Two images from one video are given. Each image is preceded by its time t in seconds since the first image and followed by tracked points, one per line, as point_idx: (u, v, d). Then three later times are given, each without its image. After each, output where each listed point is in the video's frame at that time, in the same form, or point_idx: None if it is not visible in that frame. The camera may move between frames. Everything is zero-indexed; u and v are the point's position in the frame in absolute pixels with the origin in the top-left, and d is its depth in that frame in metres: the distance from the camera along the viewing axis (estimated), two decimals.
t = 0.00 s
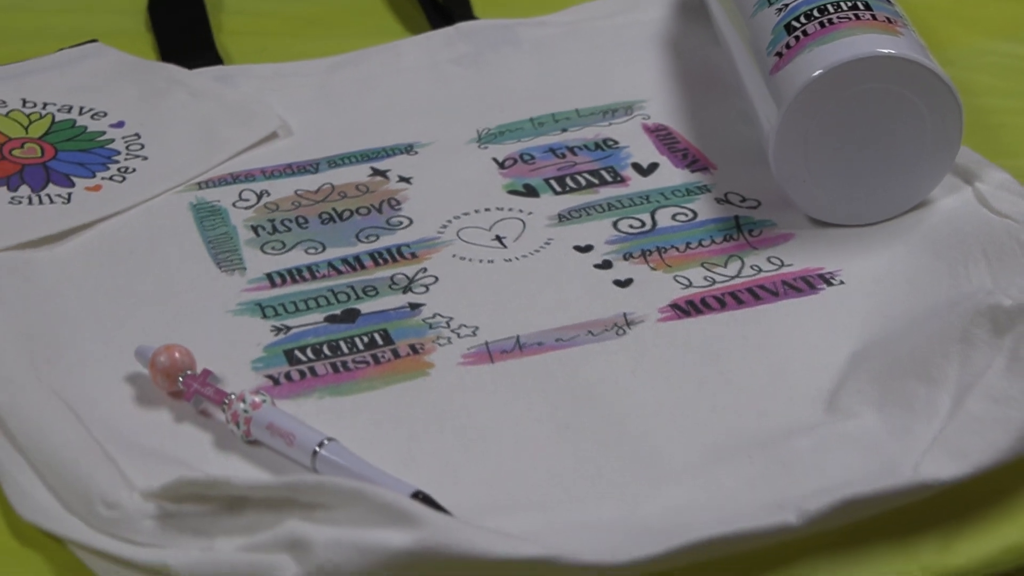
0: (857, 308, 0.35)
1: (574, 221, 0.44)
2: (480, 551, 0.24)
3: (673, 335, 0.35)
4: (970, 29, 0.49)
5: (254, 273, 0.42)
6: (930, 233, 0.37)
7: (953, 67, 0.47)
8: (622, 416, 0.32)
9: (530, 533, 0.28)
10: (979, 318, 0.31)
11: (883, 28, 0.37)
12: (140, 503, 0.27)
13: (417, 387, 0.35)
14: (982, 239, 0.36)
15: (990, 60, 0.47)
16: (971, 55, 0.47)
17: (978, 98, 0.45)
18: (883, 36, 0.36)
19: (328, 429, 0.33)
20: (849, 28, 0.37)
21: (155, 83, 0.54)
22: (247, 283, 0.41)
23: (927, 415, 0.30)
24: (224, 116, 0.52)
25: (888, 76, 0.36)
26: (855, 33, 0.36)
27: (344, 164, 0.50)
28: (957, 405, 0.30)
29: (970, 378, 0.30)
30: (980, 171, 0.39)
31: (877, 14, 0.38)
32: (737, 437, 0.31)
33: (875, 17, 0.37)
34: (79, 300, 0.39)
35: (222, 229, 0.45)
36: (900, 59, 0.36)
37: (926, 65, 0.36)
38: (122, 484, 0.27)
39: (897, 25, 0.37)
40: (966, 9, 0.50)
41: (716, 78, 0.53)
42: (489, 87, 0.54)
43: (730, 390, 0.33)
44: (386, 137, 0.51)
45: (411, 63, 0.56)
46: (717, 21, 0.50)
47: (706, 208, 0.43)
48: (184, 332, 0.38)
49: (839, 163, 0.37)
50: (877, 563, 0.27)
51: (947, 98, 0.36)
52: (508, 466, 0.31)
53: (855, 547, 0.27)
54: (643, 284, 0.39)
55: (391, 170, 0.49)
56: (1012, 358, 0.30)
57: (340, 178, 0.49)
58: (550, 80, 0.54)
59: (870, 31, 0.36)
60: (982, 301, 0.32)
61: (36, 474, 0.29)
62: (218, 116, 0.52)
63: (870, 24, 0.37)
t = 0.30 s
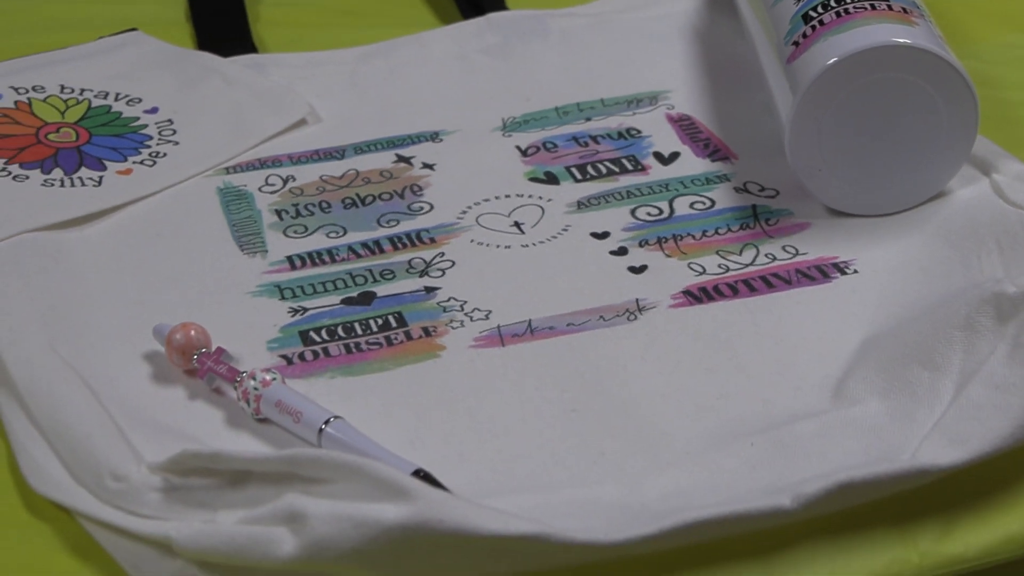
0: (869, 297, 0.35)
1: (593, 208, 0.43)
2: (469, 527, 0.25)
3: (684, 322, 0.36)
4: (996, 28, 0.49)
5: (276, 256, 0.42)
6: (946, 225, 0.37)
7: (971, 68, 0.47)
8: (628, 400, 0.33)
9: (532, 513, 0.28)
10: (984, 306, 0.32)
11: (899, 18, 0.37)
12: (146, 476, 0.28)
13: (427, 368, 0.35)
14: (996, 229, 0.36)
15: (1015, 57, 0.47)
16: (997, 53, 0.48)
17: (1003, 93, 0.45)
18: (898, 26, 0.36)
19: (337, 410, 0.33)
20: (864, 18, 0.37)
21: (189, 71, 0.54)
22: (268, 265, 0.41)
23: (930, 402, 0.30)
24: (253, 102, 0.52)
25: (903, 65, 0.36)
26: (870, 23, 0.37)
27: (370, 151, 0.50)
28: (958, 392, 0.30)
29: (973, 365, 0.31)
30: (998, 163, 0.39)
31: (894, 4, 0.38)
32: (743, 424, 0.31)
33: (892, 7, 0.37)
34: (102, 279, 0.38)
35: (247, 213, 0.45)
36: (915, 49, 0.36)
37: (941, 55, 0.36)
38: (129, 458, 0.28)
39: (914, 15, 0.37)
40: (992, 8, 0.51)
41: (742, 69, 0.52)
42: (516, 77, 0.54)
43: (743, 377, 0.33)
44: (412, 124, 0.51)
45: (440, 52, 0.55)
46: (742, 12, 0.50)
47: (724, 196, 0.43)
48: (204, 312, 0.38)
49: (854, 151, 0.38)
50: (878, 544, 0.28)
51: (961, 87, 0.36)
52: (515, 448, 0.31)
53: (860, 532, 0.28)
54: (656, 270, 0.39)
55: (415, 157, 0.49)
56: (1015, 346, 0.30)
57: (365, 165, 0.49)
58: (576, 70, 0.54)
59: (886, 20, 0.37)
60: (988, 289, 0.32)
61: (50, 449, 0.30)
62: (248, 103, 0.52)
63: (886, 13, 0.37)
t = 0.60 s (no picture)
0: (893, 300, 0.35)
1: (618, 204, 0.43)
2: (467, 523, 0.25)
3: (703, 322, 0.35)
4: None
5: (298, 249, 0.41)
6: (973, 228, 0.37)
7: (1000, 69, 0.46)
8: (640, 401, 0.32)
9: (533, 510, 0.28)
10: (1004, 308, 0.31)
11: (923, 17, 0.37)
12: (152, 466, 0.28)
13: (440, 364, 0.35)
14: None
15: None
16: None
17: None
18: (922, 24, 0.37)
19: (348, 405, 0.33)
20: (889, 15, 0.37)
21: (226, 66, 0.51)
22: (290, 258, 0.40)
23: (948, 407, 0.30)
24: (287, 98, 0.50)
25: (926, 63, 0.37)
26: (895, 21, 0.37)
27: (399, 146, 0.48)
28: (976, 395, 0.30)
29: (992, 367, 0.31)
30: None
31: (919, 3, 0.38)
32: (752, 422, 0.31)
33: (917, 5, 0.38)
34: (126, 268, 0.39)
35: (272, 206, 0.44)
36: (938, 47, 0.36)
37: (965, 53, 0.36)
38: (138, 448, 0.29)
39: (939, 14, 0.38)
40: None
41: (773, 69, 0.51)
42: (548, 74, 0.52)
43: (758, 377, 0.33)
44: (441, 121, 0.50)
45: (473, 48, 0.54)
46: (773, 10, 0.49)
47: (749, 195, 0.42)
48: (223, 304, 0.38)
49: (878, 149, 0.38)
50: (887, 553, 0.28)
51: (986, 88, 0.37)
52: (524, 445, 0.31)
53: (869, 535, 0.28)
54: (677, 268, 0.38)
55: (443, 152, 0.47)
56: None
57: (391, 160, 0.47)
58: (607, 67, 0.52)
59: (909, 19, 0.37)
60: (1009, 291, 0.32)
61: (62, 436, 0.30)
62: (280, 96, 0.50)
63: (911, 12, 0.37)
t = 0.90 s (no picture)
0: (925, 311, 0.35)
1: (647, 210, 0.42)
2: (472, 535, 0.24)
3: (728, 330, 0.35)
4: None
5: (323, 251, 0.40)
6: (1012, 237, 0.36)
7: None
8: (656, 412, 0.32)
9: (545, 523, 0.28)
10: None
11: (962, 20, 0.36)
12: (158, 468, 0.28)
13: (458, 371, 0.34)
14: None
15: None
16: None
17: None
18: (962, 28, 0.36)
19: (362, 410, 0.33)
20: (927, 19, 0.36)
21: (260, 66, 0.51)
22: (313, 259, 0.40)
23: (977, 422, 0.29)
24: (320, 99, 0.49)
25: (964, 67, 0.35)
26: (933, 25, 0.36)
27: (429, 148, 0.47)
28: (1008, 413, 0.29)
29: None
30: None
31: (959, 6, 0.37)
32: (772, 436, 0.31)
33: (957, 8, 0.36)
34: (150, 267, 0.39)
35: (299, 207, 0.43)
36: (977, 51, 0.35)
37: (1004, 57, 0.35)
38: (145, 449, 0.29)
39: (980, 17, 0.36)
40: None
41: (813, 74, 0.50)
42: (582, 78, 0.51)
43: (783, 387, 0.32)
44: (472, 124, 0.49)
45: (509, 51, 0.53)
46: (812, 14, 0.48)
47: (782, 202, 0.41)
48: (243, 306, 0.37)
49: (914, 155, 0.37)
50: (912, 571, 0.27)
51: None
52: (538, 454, 0.31)
53: (882, 553, 0.27)
54: (705, 275, 0.37)
55: (473, 155, 0.46)
56: None
57: (421, 162, 0.46)
58: (643, 71, 0.51)
59: (948, 22, 0.36)
60: None
61: (71, 434, 0.30)
62: (315, 99, 0.49)
63: (950, 15, 0.36)
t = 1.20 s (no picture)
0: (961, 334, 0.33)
1: (680, 223, 0.40)
2: (478, 558, 0.23)
3: (759, 350, 0.33)
4: None
5: (346, 259, 0.40)
6: None
7: None
8: (679, 433, 0.30)
9: (558, 547, 0.26)
10: None
11: (1009, 29, 0.34)
12: (162, 481, 0.28)
13: (478, 386, 0.33)
14: None
15: None
16: None
17: None
18: (1008, 37, 0.34)
19: (377, 424, 0.32)
20: (973, 27, 0.34)
21: (292, 72, 0.51)
22: (336, 268, 0.39)
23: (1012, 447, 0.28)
24: (350, 105, 0.49)
25: (1010, 78, 0.34)
26: (979, 33, 0.34)
27: (460, 156, 0.46)
28: None
29: None
30: None
31: (1006, 15, 0.35)
32: (800, 461, 0.29)
33: (1003, 17, 0.35)
34: (170, 272, 0.38)
35: (325, 214, 0.42)
36: None
37: None
38: (150, 461, 0.28)
39: None
40: None
41: (856, 85, 0.48)
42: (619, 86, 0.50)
43: (813, 411, 0.31)
44: (503, 131, 0.48)
45: (544, 58, 0.52)
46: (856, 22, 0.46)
47: (820, 217, 0.40)
48: (262, 314, 0.37)
49: (956, 169, 0.36)
50: None
51: None
52: (554, 473, 0.30)
53: None
54: (737, 291, 0.36)
55: (504, 164, 0.45)
56: None
57: (450, 170, 0.45)
58: (681, 81, 0.50)
59: (994, 31, 0.34)
60: None
61: (77, 443, 0.30)
62: (344, 104, 0.49)
63: (996, 24, 0.34)
